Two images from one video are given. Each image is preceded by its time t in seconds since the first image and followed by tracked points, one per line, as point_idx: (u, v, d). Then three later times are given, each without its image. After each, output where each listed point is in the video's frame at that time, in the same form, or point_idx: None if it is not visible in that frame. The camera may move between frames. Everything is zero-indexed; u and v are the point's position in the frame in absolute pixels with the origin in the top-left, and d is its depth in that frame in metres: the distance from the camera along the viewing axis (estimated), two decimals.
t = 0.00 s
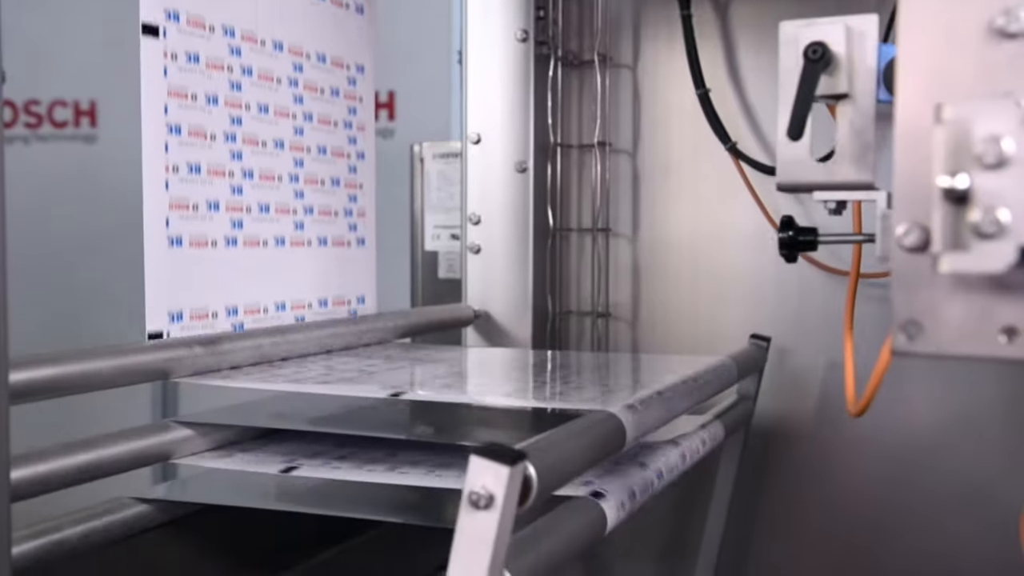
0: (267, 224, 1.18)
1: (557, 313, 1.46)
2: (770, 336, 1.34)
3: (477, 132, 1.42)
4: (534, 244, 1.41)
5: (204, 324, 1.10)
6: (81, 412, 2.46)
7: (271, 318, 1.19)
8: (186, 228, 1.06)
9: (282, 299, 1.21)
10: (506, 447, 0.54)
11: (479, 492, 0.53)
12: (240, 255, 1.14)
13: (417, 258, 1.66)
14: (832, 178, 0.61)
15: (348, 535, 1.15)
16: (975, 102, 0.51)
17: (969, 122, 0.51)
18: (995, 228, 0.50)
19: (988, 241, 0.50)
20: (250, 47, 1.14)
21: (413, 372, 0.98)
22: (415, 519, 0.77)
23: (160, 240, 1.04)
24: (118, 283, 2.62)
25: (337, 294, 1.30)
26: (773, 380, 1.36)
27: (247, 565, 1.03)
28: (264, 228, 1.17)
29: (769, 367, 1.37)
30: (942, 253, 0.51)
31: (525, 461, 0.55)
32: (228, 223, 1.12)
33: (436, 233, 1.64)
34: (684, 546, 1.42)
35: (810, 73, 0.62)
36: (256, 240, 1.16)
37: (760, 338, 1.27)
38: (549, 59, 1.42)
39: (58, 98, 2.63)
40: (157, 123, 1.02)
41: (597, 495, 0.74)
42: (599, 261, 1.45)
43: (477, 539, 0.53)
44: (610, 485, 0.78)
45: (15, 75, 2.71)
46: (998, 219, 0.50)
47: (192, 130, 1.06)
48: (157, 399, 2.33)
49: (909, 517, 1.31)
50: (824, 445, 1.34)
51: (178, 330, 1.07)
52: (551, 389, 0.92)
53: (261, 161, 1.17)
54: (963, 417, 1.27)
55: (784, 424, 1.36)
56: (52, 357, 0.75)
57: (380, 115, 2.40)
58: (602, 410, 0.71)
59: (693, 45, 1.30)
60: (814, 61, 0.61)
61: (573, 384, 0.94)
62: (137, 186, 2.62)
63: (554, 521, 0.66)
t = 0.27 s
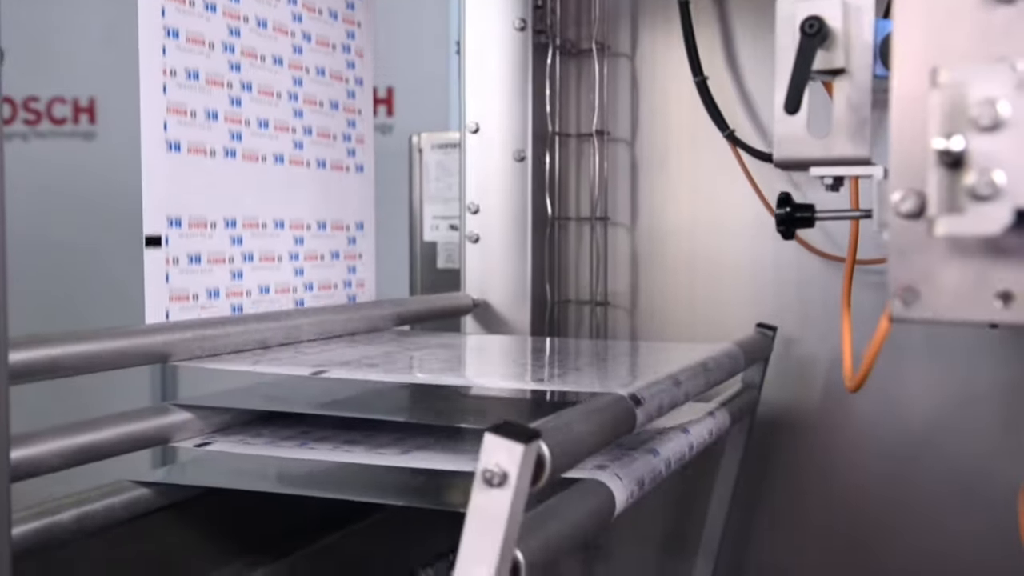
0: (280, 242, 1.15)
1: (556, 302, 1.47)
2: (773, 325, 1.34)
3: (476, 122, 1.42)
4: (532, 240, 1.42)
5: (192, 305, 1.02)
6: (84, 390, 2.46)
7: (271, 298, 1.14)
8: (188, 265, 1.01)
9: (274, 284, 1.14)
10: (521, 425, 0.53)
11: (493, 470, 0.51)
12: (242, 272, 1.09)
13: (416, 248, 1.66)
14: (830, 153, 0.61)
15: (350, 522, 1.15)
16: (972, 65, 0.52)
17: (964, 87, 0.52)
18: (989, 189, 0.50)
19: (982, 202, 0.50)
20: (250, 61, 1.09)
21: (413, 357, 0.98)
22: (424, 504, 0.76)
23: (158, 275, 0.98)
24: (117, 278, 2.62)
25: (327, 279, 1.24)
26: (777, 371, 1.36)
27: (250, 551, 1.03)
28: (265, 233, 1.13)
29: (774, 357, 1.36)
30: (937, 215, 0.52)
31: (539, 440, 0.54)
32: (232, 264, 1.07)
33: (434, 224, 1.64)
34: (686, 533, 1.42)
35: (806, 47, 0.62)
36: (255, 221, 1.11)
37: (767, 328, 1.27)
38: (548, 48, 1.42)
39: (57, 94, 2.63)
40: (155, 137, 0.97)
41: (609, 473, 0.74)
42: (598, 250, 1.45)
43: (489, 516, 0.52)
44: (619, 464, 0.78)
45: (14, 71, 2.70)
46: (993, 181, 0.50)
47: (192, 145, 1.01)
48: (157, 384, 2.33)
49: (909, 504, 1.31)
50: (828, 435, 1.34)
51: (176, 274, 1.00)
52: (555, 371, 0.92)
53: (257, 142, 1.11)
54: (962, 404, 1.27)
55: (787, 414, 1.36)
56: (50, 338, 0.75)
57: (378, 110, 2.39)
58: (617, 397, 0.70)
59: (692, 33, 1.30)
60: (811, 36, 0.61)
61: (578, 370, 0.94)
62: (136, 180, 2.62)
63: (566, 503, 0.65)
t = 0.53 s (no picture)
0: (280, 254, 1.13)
1: (555, 292, 1.47)
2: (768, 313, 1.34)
3: (476, 112, 1.42)
4: (532, 233, 1.42)
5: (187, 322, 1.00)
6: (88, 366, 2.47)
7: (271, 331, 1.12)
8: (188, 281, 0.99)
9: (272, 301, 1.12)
10: (504, 395, 0.54)
11: (475, 438, 0.52)
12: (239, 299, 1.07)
13: (417, 239, 1.66)
14: (827, 132, 0.62)
15: (349, 507, 1.15)
16: (971, 38, 0.54)
17: (963, 62, 0.54)
18: (988, 159, 0.53)
19: (982, 171, 0.53)
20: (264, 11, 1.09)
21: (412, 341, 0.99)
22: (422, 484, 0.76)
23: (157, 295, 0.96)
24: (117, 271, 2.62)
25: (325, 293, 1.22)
26: (772, 360, 1.36)
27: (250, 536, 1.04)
28: (264, 248, 1.10)
29: (767, 346, 1.37)
30: (936, 183, 0.55)
31: (521, 409, 0.55)
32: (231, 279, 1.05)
33: (435, 215, 1.64)
34: (682, 522, 1.44)
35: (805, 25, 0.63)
36: (257, 238, 1.08)
37: (757, 313, 1.27)
38: (549, 39, 1.42)
39: (57, 89, 2.61)
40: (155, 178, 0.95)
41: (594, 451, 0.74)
42: (598, 241, 1.45)
43: (474, 484, 0.53)
44: (606, 444, 0.78)
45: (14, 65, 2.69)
46: (991, 151, 0.53)
47: (192, 127, 0.99)
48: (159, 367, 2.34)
49: (907, 493, 1.31)
50: (822, 422, 1.34)
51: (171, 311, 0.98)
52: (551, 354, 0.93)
53: (259, 158, 1.09)
54: (959, 392, 1.28)
55: (783, 403, 1.36)
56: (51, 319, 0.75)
57: (379, 106, 2.38)
58: (600, 371, 0.71)
59: (693, 23, 1.30)
60: (810, 15, 0.62)
61: (570, 353, 0.95)
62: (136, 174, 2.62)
63: (555, 478, 0.66)
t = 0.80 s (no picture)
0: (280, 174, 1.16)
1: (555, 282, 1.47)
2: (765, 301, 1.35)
3: (476, 102, 1.42)
4: (532, 220, 1.42)
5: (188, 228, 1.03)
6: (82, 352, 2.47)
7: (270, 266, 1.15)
8: (187, 189, 1.02)
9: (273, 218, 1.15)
10: (501, 367, 0.56)
11: (473, 410, 0.55)
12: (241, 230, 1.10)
13: (416, 230, 1.66)
14: (825, 109, 0.62)
15: (350, 496, 1.15)
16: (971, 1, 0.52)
17: (960, 26, 0.52)
18: (983, 125, 0.51)
19: (976, 137, 0.51)
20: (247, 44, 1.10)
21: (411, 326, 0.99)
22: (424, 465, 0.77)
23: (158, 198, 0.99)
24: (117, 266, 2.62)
25: (327, 218, 1.25)
26: (771, 349, 1.37)
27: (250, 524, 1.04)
28: (265, 164, 1.13)
29: (764, 335, 1.37)
30: (932, 149, 0.53)
31: (517, 382, 0.56)
32: (231, 192, 1.08)
33: (434, 206, 1.64)
34: (680, 510, 1.44)
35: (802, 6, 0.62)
36: (256, 154, 1.11)
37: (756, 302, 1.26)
38: (548, 29, 1.43)
39: (57, 85, 2.61)
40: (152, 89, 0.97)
41: (589, 432, 0.75)
42: (597, 232, 1.45)
43: (470, 454, 0.55)
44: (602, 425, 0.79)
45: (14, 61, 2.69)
46: (989, 117, 0.51)
47: (192, 35, 1.01)
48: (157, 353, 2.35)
49: (906, 483, 1.31)
50: (821, 411, 1.35)
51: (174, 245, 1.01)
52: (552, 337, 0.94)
53: (258, 74, 1.11)
54: (958, 382, 1.28)
55: (782, 393, 1.36)
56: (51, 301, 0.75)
57: (379, 101, 2.39)
58: (597, 349, 0.72)
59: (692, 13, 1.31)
60: None
61: (568, 337, 0.95)
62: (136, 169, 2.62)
63: (551, 456, 0.67)
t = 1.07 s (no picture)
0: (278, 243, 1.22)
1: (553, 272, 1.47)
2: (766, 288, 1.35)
3: (474, 92, 1.43)
4: (530, 207, 1.41)
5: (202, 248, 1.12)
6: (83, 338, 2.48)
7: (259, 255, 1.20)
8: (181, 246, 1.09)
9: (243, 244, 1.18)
10: (505, 343, 0.57)
11: (477, 386, 0.56)
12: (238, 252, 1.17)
13: (414, 221, 1.66)
14: (820, 86, 0.63)
15: (351, 483, 1.15)
16: None
17: None
18: (977, 91, 0.52)
19: (970, 103, 0.52)
20: None
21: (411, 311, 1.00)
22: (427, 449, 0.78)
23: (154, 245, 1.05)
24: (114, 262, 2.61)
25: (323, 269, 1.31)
26: (772, 338, 1.37)
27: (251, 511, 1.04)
28: (263, 244, 1.20)
29: (764, 324, 1.38)
30: (927, 115, 0.54)
31: (523, 359, 0.57)
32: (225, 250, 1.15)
33: (432, 197, 1.64)
34: (680, 500, 1.44)
35: None
36: (254, 165, 1.18)
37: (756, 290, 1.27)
38: (547, 19, 1.43)
39: (55, 82, 2.61)
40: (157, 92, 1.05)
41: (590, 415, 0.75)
42: (595, 221, 1.45)
43: (474, 429, 0.56)
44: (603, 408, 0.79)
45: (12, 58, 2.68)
46: (982, 82, 0.52)
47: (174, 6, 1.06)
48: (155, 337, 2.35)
49: (905, 470, 1.32)
50: (820, 400, 1.35)
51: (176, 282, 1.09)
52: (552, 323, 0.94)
53: (258, 88, 1.19)
54: (955, 370, 1.28)
55: (780, 381, 1.37)
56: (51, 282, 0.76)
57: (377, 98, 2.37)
58: (602, 331, 0.72)
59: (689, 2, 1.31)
60: None
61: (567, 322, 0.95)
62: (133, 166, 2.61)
63: (554, 437, 0.68)
